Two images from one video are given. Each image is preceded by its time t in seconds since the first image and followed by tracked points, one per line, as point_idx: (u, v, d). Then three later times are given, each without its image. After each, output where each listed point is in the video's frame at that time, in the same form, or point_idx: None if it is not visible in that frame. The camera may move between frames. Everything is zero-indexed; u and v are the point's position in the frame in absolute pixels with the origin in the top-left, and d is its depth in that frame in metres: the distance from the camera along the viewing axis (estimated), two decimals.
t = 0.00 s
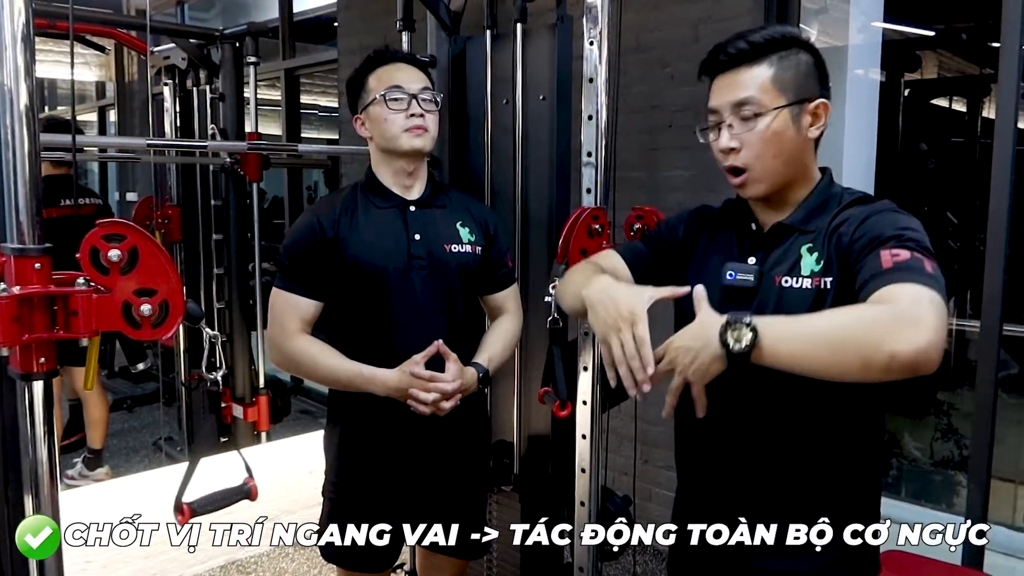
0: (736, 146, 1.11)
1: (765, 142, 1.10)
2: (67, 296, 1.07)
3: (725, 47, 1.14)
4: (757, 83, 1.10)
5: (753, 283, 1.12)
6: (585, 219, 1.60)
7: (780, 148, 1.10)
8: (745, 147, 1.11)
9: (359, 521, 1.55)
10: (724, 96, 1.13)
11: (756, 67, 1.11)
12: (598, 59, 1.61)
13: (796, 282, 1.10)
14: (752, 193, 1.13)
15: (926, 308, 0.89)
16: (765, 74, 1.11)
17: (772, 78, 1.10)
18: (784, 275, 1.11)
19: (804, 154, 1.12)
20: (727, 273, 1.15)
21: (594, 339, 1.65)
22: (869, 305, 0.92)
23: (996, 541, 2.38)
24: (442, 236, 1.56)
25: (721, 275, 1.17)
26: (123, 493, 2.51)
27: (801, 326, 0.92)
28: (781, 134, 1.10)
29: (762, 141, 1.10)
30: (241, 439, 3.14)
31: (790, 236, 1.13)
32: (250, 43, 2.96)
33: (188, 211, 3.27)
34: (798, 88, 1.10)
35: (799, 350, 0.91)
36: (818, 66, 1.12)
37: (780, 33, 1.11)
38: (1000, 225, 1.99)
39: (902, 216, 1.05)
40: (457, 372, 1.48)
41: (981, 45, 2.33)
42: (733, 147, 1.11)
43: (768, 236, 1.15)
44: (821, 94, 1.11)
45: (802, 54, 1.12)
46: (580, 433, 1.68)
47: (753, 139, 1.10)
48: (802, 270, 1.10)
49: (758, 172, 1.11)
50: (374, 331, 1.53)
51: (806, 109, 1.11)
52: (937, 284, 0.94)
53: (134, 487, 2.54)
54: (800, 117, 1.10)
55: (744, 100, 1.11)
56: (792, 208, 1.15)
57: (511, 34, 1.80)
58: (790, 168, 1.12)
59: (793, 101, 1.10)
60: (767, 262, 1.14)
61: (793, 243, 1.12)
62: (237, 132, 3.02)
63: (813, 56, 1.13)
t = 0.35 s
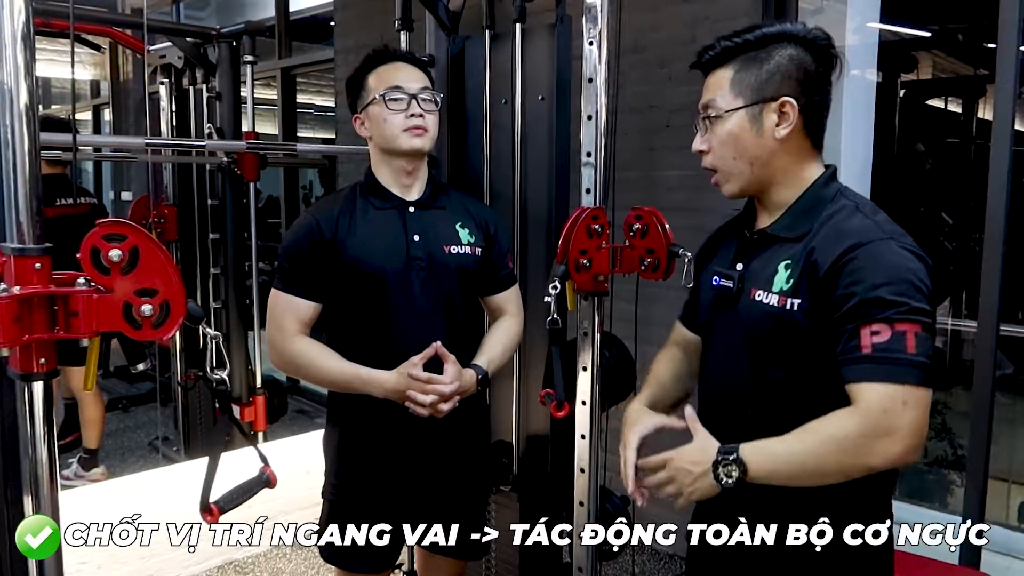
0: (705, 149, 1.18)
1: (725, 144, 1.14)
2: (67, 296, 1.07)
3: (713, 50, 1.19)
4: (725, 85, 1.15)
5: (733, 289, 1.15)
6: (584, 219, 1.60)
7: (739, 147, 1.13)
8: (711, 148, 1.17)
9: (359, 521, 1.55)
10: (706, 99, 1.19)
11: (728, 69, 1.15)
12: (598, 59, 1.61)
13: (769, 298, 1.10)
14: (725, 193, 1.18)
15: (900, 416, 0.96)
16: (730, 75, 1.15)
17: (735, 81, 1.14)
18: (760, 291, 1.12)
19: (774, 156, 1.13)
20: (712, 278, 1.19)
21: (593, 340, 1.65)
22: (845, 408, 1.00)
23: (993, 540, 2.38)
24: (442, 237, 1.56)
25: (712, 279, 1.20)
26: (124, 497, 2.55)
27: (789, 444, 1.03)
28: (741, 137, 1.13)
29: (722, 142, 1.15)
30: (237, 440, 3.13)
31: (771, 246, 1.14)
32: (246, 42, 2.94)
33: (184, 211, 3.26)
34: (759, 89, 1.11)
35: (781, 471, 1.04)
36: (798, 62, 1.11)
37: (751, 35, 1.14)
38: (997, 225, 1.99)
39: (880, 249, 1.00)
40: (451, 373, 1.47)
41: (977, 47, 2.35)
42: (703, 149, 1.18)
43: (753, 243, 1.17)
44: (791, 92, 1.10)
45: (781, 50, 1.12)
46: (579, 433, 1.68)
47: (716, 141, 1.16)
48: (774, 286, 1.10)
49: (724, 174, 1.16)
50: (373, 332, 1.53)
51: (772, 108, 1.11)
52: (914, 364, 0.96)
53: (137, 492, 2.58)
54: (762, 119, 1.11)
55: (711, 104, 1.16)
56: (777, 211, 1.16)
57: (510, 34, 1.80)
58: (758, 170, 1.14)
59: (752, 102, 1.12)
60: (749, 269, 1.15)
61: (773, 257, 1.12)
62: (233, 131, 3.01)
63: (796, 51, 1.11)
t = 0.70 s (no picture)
0: (706, 155, 1.19)
1: (721, 153, 1.15)
2: (69, 296, 1.07)
3: (710, 51, 1.16)
4: (720, 94, 1.14)
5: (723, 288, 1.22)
6: (587, 219, 1.59)
7: (734, 158, 1.14)
8: (710, 154, 1.17)
9: (360, 520, 1.55)
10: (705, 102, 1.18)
11: (724, 75, 1.13)
12: (599, 59, 1.60)
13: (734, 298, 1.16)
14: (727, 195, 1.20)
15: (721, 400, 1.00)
16: (726, 82, 1.13)
17: (730, 89, 1.12)
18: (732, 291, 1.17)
19: (769, 164, 1.12)
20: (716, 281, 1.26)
21: (595, 341, 1.65)
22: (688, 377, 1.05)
23: (993, 540, 2.37)
24: (443, 238, 1.55)
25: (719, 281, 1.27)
26: (122, 495, 2.53)
27: (629, 398, 1.11)
28: (735, 146, 1.13)
29: (719, 150, 1.15)
30: (235, 440, 3.12)
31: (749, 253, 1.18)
32: (245, 41, 2.93)
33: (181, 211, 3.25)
34: (753, 98, 1.10)
35: (617, 422, 1.12)
36: (793, 67, 1.08)
37: (746, 39, 1.11)
38: (997, 223, 1.99)
39: (793, 254, 1.02)
40: (455, 374, 1.46)
41: (976, 46, 2.38)
42: (704, 154, 1.19)
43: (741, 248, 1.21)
44: (783, 101, 1.08)
45: (776, 55, 1.09)
46: (580, 433, 1.68)
47: (713, 149, 1.16)
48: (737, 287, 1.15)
49: (723, 179, 1.18)
50: (376, 332, 1.52)
51: (766, 118, 1.10)
52: (761, 361, 0.99)
53: (137, 488, 2.57)
54: (757, 128, 1.10)
55: (708, 110, 1.16)
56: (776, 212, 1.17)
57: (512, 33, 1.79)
58: (754, 176, 1.14)
59: (745, 112, 1.11)
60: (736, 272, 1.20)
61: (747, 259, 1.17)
62: (231, 131, 3.00)
63: (792, 56, 1.08)
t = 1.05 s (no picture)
0: (657, 153, 1.29)
1: (669, 152, 1.27)
2: (68, 296, 1.05)
3: (671, 58, 1.28)
4: (675, 99, 1.25)
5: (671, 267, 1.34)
6: (587, 218, 1.60)
7: (683, 158, 1.26)
8: (658, 151, 1.29)
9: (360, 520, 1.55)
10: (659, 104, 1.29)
11: (680, 81, 1.26)
12: (599, 58, 1.60)
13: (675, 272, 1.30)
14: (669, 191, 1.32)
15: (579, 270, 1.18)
16: (682, 87, 1.25)
17: (686, 94, 1.24)
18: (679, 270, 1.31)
19: (713, 165, 1.25)
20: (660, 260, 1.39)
21: (595, 339, 1.64)
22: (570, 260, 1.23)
23: (992, 540, 2.42)
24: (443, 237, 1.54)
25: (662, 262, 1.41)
26: (122, 496, 2.52)
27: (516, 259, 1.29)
28: (685, 146, 1.25)
29: (668, 150, 1.27)
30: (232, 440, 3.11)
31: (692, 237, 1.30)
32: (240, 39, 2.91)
33: (177, 210, 3.24)
34: (705, 104, 1.22)
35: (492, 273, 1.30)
36: (743, 79, 1.21)
37: (705, 49, 1.23)
38: (996, 223, 2.00)
39: (699, 217, 1.16)
40: (451, 374, 1.44)
41: (971, 47, 2.33)
42: (654, 151, 1.30)
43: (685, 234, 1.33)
44: (731, 110, 1.21)
45: (728, 68, 1.22)
46: (580, 434, 1.67)
47: (664, 148, 1.28)
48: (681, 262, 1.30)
49: (670, 177, 1.30)
50: (378, 332, 1.52)
51: (715, 123, 1.22)
52: (627, 265, 1.15)
53: (134, 490, 2.55)
54: (706, 132, 1.23)
55: (663, 113, 1.27)
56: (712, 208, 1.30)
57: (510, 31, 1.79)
58: (696, 175, 1.27)
59: (695, 117, 1.23)
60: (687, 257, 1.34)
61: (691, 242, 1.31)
62: (227, 130, 2.99)
63: (744, 69, 1.22)
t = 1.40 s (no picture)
0: (630, 152, 1.30)
1: (638, 150, 1.28)
2: (64, 297, 1.03)
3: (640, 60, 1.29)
4: (643, 99, 1.27)
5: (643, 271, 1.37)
6: (586, 217, 1.59)
7: (655, 156, 1.27)
8: (631, 151, 1.30)
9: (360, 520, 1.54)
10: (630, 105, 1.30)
11: (647, 82, 1.26)
12: (598, 55, 1.60)
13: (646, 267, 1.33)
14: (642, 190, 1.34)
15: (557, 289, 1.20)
16: (650, 89, 1.26)
17: (653, 95, 1.25)
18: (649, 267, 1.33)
19: (682, 163, 1.27)
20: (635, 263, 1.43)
21: (593, 339, 1.62)
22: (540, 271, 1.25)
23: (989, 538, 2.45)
24: (441, 236, 1.54)
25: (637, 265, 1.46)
26: (119, 496, 2.51)
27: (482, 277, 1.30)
28: (654, 146, 1.26)
29: (639, 148, 1.28)
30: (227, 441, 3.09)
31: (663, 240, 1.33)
32: (234, 37, 2.90)
33: (170, 210, 3.22)
34: (672, 105, 1.23)
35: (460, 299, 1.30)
36: (708, 81, 1.23)
37: (672, 52, 1.24)
38: (992, 221, 2.00)
39: (666, 217, 1.19)
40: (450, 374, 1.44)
41: (963, 46, 2.34)
42: (627, 151, 1.31)
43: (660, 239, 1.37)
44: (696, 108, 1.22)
45: (695, 68, 1.23)
46: (578, 434, 1.65)
47: (633, 146, 1.29)
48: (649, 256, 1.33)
49: (642, 176, 1.31)
50: (376, 332, 1.50)
51: (682, 122, 1.24)
52: (598, 270, 1.18)
53: (130, 492, 2.54)
54: (673, 131, 1.24)
55: (634, 114, 1.28)
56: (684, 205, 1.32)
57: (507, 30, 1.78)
58: (666, 173, 1.29)
59: (664, 117, 1.24)
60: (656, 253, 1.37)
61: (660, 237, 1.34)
62: (220, 128, 2.97)
63: (711, 69, 1.23)
